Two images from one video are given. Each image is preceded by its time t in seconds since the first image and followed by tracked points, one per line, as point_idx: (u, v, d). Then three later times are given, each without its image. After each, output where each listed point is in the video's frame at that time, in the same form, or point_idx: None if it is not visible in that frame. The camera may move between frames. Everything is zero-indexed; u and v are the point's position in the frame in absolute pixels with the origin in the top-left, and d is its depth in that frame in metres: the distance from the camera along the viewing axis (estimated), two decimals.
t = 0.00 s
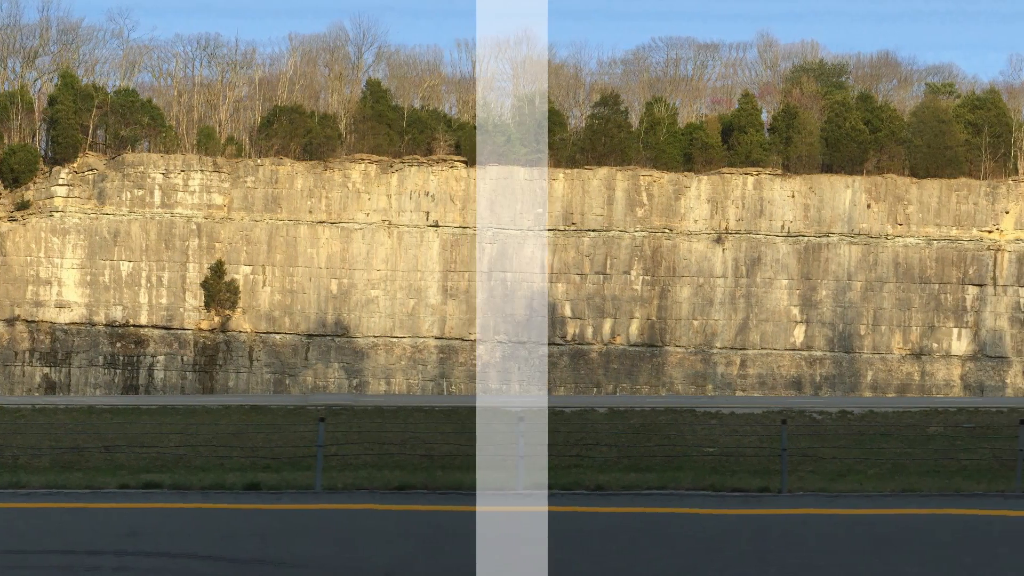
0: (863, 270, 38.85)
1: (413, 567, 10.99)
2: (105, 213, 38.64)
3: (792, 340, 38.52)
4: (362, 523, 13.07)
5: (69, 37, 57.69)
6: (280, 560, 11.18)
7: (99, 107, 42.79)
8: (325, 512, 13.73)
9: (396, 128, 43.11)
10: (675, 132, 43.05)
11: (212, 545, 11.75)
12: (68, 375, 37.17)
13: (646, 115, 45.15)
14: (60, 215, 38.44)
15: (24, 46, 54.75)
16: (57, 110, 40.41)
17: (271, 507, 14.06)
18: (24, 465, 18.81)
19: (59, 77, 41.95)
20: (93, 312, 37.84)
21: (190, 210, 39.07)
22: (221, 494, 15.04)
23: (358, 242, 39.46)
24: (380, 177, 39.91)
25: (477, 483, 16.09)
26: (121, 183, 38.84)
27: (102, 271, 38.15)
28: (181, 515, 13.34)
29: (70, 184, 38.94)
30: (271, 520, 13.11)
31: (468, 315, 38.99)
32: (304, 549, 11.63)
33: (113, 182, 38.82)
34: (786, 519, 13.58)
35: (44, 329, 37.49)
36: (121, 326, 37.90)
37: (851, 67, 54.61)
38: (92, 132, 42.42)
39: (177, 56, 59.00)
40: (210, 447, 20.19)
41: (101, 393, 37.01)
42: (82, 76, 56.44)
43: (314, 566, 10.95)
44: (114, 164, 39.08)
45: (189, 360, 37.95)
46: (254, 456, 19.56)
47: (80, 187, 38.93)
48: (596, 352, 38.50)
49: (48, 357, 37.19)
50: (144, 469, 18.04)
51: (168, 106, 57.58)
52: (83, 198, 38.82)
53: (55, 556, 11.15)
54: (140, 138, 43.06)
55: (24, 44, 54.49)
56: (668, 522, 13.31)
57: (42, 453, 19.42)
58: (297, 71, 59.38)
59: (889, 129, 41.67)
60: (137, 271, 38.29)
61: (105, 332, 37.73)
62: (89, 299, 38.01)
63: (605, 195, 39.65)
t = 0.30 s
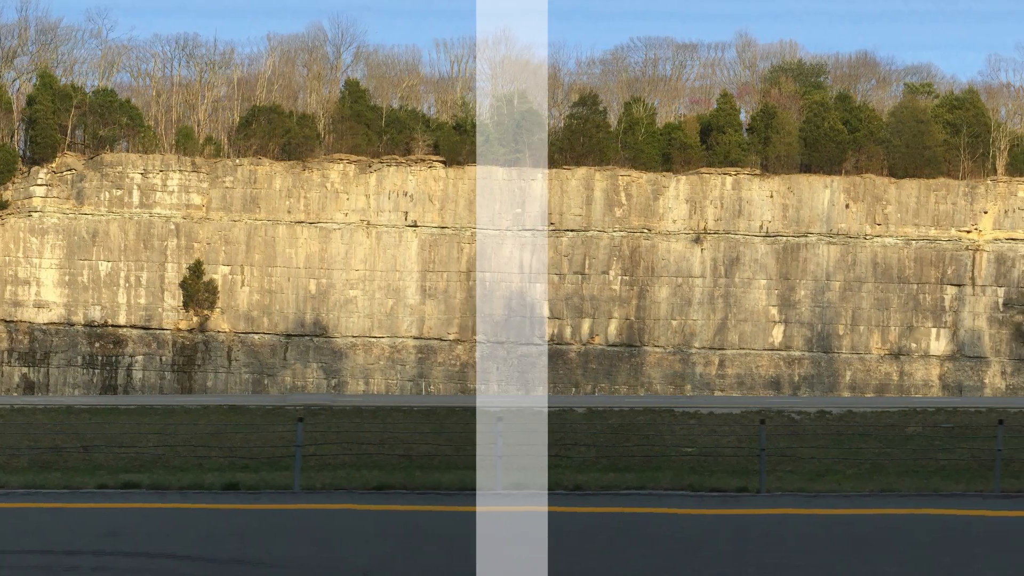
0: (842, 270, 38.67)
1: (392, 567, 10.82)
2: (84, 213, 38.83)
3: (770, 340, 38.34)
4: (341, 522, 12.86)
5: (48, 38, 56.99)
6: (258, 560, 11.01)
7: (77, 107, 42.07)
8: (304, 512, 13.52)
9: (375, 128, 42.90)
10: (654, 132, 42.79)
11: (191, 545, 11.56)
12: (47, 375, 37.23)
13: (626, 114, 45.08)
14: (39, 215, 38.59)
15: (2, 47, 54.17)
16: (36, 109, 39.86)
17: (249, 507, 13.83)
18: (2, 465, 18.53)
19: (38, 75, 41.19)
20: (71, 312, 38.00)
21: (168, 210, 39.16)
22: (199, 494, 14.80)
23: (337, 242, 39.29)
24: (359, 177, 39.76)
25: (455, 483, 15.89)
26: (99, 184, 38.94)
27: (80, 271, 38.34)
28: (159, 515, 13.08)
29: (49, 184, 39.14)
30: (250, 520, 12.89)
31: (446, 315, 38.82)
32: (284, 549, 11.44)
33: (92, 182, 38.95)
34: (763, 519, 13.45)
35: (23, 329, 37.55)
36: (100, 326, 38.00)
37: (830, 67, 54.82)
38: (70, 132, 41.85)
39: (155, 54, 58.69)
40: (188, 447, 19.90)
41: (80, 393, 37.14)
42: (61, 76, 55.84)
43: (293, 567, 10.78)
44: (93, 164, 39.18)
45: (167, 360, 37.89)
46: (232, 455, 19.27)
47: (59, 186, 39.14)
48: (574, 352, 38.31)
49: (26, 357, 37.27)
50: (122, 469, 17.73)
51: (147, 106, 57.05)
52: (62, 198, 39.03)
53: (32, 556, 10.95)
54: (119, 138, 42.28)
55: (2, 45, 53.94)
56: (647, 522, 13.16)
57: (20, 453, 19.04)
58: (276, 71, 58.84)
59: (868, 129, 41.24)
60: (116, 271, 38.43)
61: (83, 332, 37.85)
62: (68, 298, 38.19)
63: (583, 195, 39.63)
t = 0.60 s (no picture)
0: (820, 270, 38.28)
1: (370, 567, 10.70)
2: (63, 213, 38.68)
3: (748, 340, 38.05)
4: (319, 522, 12.70)
5: (27, 37, 56.30)
6: (237, 560, 10.92)
7: (56, 106, 41.97)
8: (282, 512, 13.34)
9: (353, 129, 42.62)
10: (632, 132, 42.54)
11: (171, 545, 11.45)
12: (25, 375, 37.33)
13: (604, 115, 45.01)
14: (17, 215, 38.51)
15: None
16: (14, 109, 39.70)
17: (227, 507, 13.63)
18: None
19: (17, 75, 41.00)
20: (50, 312, 37.98)
21: (147, 210, 38.97)
22: (178, 494, 14.56)
23: (315, 241, 39.06)
24: (337, 177, 39.47)
25: (432, 483, 15.68)
26: (77, 184, 38.81)
27: (59, 270, 38.27)
28: (137, 515, 12.92)
29: (27, 184, 38.88)
30: (228, 521, 12.72)
31: (425, 315, 38.63)
32: (262, 550, 11.32)
33: (70, 182, 38.82)
34: (743, 519, 13.30)
35: None
36: (78, 326, 38.03)
37: (808, 67, 55.00)
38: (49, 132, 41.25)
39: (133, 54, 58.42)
40: (166, 448, 19.61)
41: (58, 393, 37.24)
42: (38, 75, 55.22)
43: (271, 566, 10.68)
44: (72, 164, 39.04)
45: (145, 360, 37.88)
46: (211, 455, 18.98)
47: (36, 187, 38.88)
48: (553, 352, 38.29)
49: (4, 357, 37.39)
50: (101, 469, 17.41)
51: (124, 106, 56.51)
52: (40, 198, 38.79)
53: (10, 556, 10.84)
54: (98, 138, 42.46)
55: None
56: (626, 522, 13.02)
57: None
58: (255, 71, 58.29)
59: (846, 129, 41.11)
60: (94, 271, 38.41)
61: (62, 332, 37.85)
62: (46, 298, 38.15)
63: (561, 195, 39.35)
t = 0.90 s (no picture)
0: (799, 270, 38.01)
1: (347, 567, 10.61)
2: (41, 213, 38.41)
3: (727, 340, 37.80)
4: (299, 522, 12.57)
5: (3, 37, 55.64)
6: (215, 560, 10.85)
7: (34, 106, 41.91)
8: (261, 511, 13.20)
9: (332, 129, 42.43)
10: (610, 133, 42.64)
11: (149, 544, 11.38)
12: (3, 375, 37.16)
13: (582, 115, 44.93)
14: None
15: None
16: None
17: (205, 507, 13.46)
18: None
19: None
20: (28, 312, 37.75)
21: (126, 210, 38.67)
22: (157, 494, 14.36)
23: (294, 241, 38.80)
24: (315, 177, 39.19)
25: (410, 484, 15.48)
26: (56, 184, 38.57)
27: (37, 271, 37.97)
28: (115, 515, 12.80)
29: (5, 184, 38.58)
30: (207, 521, 12.60)
31: (403, 315, 38.42)
32: (241, 549, 11.24)
33: (49, 182, 38.53)
34: (722, 519, 13.19)
35: None
36: (57, 326, 37.83)
37: (787, 67, 55.21)
38: (27, 132, 41.50)
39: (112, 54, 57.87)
40: (145, 448, 19.34)
41: (37, 393, 37.06)
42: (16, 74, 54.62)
43: (249, 567, 10.61)
44: (50, 163, 38.77)
45: (124, 360, 37.80)
46: (189, 455, 18.70)
47: (15, 187, 38.62)
48: (531, 352, 38.14)
49: None
50: (79, 469, 17.10)
51: (102, 106, 55.90)
52: (18, 197, 38.54)
53: None
54: (77, 138, 42.39)
55: None
56: (607, 522, 12.91)
57: None
58: (233, 71, 57.73)
59: (824, 129, 41.25)
60: (73, 271, 38.16)
61: (40, 332, 37.66)
62: (24, 298, 37.90)
63: (540, 195, 39.05)
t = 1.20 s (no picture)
0: (777, 270, 37.79)
1: (325, 567, 10.54)
2: (19, 213, 38.16)
3: (705, 340, 37.61)
4: (278, 522, 12.50)
5: None
6: (194, 560, 10.80)
7: (12, 106, 41.68)
8: (239, 512, 13.12)
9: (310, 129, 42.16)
10: (588, 132, 42.02)
11: (127, 544, 11.35)
12: None
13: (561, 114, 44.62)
14: None
15: None
16: None
17: (185, 507, 13.36)
18: None
19: None
20: (6, 313, 37.52)
21: (104, 210, 38.42)
22: (136, 493, 14.25)
23: (272, 241, 38.56)
24: (294, 177, 38.87)
25: (389, 484, 15.27)
26: (35, 184, 38.26)
27: (15, 271, 37.78)
28: (94, 515, 12.77)
29: None
30: (185, 521, 12.52)
31: (382, 315, 38.21)
32: (220, 549, 11.19)
33: (27, 182, 38.30)
34: (700, 519, 13.09)
35: None
36: (35, 326, 37.58)
37: (765, 67, 55.37)
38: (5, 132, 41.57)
39: (91, 54, 57.21)
40: (124, 448, 19.08)
41: (14, 392, 36.72)
42: None
43: (228, 566, 10.56)
44: (29, 163, 38.56)
45: (102, 360, 37.52)
46: (168, 455, 18.45)
47: None
48: (510, 352, 38.21)
49: None
50: (57, 469, 16.79)
51: (80, 107, 55.21)
52: None
53: None
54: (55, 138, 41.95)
55: None
56: (586, 521, 12.79)
57: None
58: (211, 71, 57.11)
59: (803, 129, 41.06)
60: (51, 271, 37.88)
61: (18, 332, 37.42)
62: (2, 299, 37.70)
63: (519, 195, 38.82)
